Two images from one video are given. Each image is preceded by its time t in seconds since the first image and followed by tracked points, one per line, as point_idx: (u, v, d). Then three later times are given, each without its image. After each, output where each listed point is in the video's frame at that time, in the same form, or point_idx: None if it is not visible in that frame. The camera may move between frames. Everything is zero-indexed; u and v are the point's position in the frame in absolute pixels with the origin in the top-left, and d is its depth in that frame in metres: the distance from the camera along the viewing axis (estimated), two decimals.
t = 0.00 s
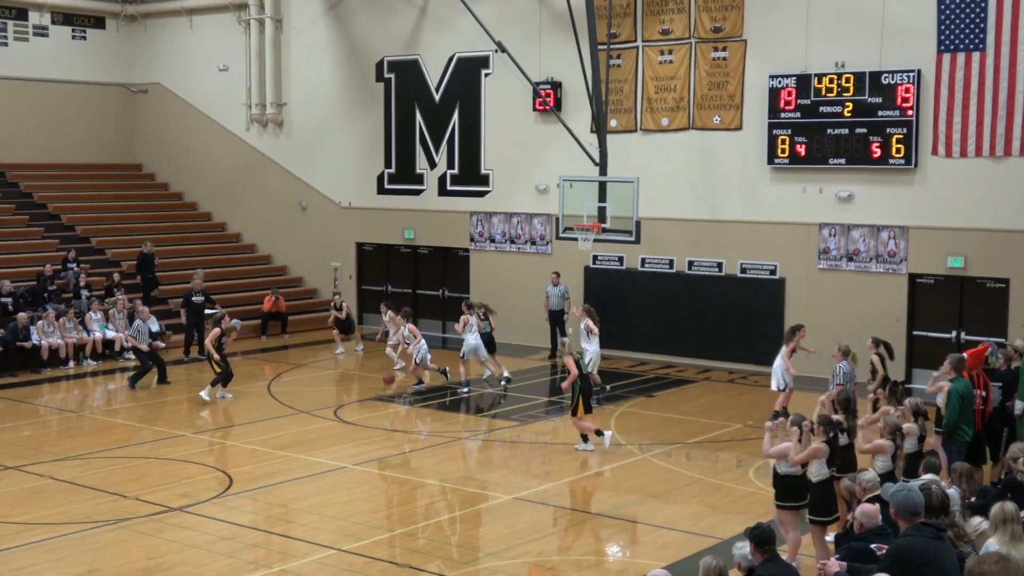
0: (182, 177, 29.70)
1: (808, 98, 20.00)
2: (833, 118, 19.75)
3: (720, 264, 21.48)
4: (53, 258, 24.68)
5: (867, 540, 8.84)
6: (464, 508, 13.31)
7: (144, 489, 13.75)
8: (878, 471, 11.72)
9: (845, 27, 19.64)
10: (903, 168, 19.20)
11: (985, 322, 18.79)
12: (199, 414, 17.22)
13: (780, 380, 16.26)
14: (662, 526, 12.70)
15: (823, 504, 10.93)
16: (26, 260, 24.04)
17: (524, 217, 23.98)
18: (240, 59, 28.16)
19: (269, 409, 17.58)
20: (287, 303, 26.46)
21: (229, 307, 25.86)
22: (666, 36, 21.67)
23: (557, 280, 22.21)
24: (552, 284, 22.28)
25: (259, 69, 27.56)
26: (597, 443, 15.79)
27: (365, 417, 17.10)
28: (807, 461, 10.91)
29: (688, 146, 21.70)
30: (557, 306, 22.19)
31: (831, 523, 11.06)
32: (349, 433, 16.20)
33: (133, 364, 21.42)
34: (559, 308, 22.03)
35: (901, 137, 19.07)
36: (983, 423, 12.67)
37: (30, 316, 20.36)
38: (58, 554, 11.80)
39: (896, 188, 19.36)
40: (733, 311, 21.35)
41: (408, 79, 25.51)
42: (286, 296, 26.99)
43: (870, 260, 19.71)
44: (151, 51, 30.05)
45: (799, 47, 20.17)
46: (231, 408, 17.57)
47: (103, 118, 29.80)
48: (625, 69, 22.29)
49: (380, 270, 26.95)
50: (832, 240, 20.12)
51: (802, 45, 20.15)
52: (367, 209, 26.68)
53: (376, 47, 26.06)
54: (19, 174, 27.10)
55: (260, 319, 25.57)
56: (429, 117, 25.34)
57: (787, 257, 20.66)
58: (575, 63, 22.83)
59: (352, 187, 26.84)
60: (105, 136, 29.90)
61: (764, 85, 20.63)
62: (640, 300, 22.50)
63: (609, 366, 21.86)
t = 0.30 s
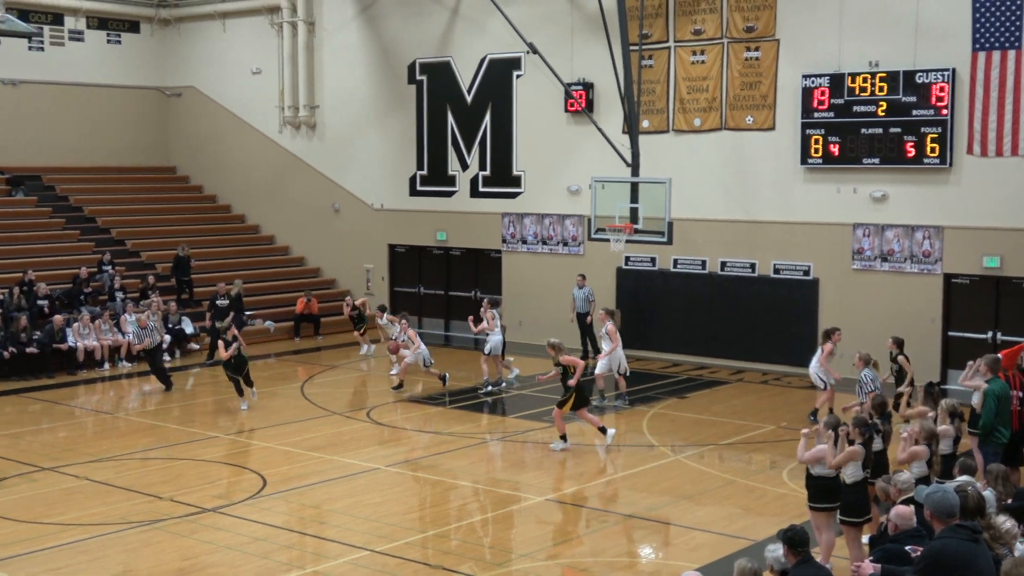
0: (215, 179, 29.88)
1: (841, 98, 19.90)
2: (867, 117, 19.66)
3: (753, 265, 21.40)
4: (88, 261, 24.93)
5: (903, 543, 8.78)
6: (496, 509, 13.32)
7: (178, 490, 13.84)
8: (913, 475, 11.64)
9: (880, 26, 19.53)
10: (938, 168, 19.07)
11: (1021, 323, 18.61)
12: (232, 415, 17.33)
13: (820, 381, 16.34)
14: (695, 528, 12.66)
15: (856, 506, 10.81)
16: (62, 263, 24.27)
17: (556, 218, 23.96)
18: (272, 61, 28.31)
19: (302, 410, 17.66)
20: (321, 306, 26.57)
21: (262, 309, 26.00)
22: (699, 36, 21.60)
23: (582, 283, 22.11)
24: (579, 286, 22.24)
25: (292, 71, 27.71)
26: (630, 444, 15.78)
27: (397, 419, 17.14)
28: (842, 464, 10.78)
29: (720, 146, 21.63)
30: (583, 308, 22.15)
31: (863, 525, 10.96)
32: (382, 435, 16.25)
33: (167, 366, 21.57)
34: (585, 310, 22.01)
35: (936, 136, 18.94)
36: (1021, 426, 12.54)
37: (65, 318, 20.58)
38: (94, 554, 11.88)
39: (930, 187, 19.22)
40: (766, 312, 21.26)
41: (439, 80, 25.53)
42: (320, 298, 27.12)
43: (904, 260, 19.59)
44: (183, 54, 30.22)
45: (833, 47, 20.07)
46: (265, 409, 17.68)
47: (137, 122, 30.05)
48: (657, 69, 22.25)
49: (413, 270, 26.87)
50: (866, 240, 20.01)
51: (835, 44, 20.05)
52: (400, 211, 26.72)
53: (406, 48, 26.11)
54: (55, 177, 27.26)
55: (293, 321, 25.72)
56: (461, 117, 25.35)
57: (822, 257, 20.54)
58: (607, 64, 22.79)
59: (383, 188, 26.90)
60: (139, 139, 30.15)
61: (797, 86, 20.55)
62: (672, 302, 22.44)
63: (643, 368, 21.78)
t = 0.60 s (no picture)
0: (286, 179, 30.34)
1: (916, 92, 19.65)
2: (943, 111, 19.38)
3: (827, 261, 21.16)
4: (164, 259, 25.49)
5: (982, 542, 8.36)
6: (569, 507, 13.29)
7: (253, 486, 14.00)
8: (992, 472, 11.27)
9: (957, 19, 19.23)
10: (1016, 162, 18.74)
11: None
12: (305, 411, 17.54)
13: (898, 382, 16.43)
14: (771, 527, 12.52)
15: (932, 505, 10.61)
16: (140, 262, 24.88)
17: (627, 215, 23.90)
18: (343, 62, 28.64)
19: (375, 407, 17.82)
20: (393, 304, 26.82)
21: (335, 306, 26.27)
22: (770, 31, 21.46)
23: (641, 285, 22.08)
24: (637, 289, 22.21)
25: (363, 71, 28.04)
26: (703, 442, 15.68)
27: (467, 416, 17.20)
28: (915, 461, 10.52)
29: (794, 141, 21.44)
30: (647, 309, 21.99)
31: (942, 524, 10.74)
32: (454, 432, 16.31)
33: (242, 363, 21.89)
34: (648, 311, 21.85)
35: (1014, 130, 18.61)
36: None
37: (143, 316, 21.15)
38: (172, 548, 12.05)
39: (1008, 182, 18.87)
40: (840, 309, 21.00)
41: (509, 79, 25.61)
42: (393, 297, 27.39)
43: (982, 256, 19.23)
44: (255, 57, 30.71)
45: (908, 40, 19.81)
46: (339, 406, 17.88)
47: (211, 124, 30.62)
48: (728, 64, 22.13)
49: (484, 269, 26.92)
50: (942, 236, 19.69)
51: (911, 37, 19.78)
52: (471, 209, 26.84)
53: (476, 47, 26.23)
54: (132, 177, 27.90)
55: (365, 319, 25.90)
56: (531, 117, 25.40)
57: (897, 254, 20.25)
58: (678, 60, 22.72)
59: (453, 188, 27.06)
60: (213, 140, 30.71)
61: (871, 80, 20.32)
62: (746, 299, 22.29)
63: (716, 364, 21.68)
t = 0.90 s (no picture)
0: (363, 175, 30.83)
1: (1000, 85, 19.23)
2: None
3: (906, 258, 20.88)
4: (243, 254, 25.73)
5: None
6: (641, 503, 13.22)
7: (327, 479, 14.12)
8: None
9: None
10: None
11: None
12: (379, 405, 17.71)
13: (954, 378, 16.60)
14: (848, 527, 12.35)
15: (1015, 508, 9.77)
16: (222, 256, 25.21)
17: (702, 211, 23.78)
18: (420, 58, 28.95)
19: (448, 402, 17.94)
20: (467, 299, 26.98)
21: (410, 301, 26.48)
22: (849, 24, 21.25)
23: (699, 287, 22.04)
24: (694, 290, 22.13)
25: (439, 67, 28.30)
26: (778, 439, 15.57)
27: (540, 411, 17.23)
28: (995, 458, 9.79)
29: (874, 136, 21.19)
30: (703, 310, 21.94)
31: None
32: (527, 427, 16.34)
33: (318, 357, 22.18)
34: (705, 311, 21.83)
35: None
36: None
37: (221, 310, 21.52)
38: (246, 538, 12.16)
39: None
40: (919, 306, 20.70)
41: (584, 74, 25.55)
42: (466, 291, 27.62)
43: None
44: (336, 54, 31.30)
45: (992, 32, 19.42)
46: (414, 400, 18.03)
47: (289, 119, 31.19)
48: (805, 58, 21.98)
49: (557, 263, 26.96)
50: None
51: (995, 29, 19.39)
52: (545, 204, 26.86)
53: (550, 43, 26.21)
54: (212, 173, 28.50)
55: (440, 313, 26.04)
56: (606, 113, 25.28)
57: (977, 250, 19.91)
58: (756, 54, 22.52)
59: (526, 183, 27.14)
60: (290, 137, 31.29)
61: (952, 73, 20.00)
62: (822, 296, 22.09)
63: (791, 361, 21.51)
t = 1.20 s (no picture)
0: (425, 167, 31.05)
1: None
2: None
3: (972, 254, 20.52)
4: (303, 245, 25.93)
5: None
6: (701, 498, 13.15)
7: (387, 469, 14.19)
8: None
9: None
10: None
11: None
12: (438, 397, 17.80)
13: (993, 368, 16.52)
14: (912, 525, 12.19)
15: None
16: (284, 247, 25.50)
17: (764, 205, 23.64)
18: (482, 51, 29.06)
19: (506, 395, 17.98)
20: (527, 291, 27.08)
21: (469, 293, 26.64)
22: (916, 16, 21.03)
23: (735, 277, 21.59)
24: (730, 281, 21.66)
25: (501, 60, 28.41)
26: (840, 436, 15.43)
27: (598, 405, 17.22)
28: None
29: (941, 130, 20.90)
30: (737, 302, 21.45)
31: None
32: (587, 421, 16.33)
33: (379, 348, 22.42)
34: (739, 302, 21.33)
35: None
36: None
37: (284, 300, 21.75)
38: (307, 527, 12.24)
39: None
40: (984, 303, 20.35)
41: (645, 67, 25.47)
42: (527, 283, 27.72)
43: None
44: (397, 47, 31.50)
45: None
46: (473, 392, 18.10)
47: (350, 112, 31.48)
48: (872, 51, 21.82)
49: (620, 256, 26.91)
50: None
51: None
52: (605, 198, 26.86)
53: (612, 36, 26.15)
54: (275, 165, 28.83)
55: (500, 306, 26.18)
56: (668, 106, 25.22)
57: None
58: (822, 48, 22.29)
59: (587, 176, 27.16)
60: (353, 129, 31.60)
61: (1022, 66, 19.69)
62: (886, 291, 21.81)
63: (855, 357, 21.33)
